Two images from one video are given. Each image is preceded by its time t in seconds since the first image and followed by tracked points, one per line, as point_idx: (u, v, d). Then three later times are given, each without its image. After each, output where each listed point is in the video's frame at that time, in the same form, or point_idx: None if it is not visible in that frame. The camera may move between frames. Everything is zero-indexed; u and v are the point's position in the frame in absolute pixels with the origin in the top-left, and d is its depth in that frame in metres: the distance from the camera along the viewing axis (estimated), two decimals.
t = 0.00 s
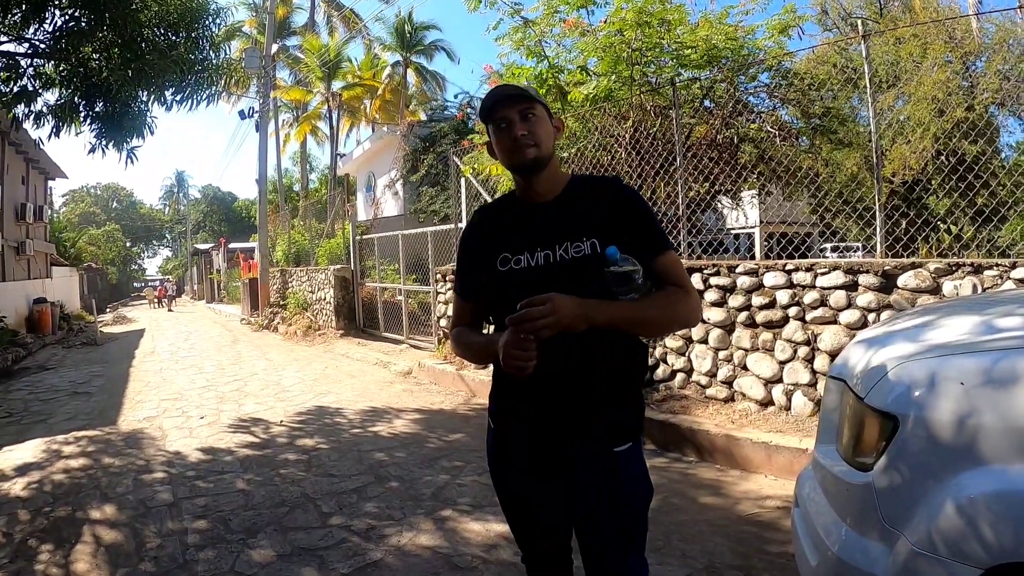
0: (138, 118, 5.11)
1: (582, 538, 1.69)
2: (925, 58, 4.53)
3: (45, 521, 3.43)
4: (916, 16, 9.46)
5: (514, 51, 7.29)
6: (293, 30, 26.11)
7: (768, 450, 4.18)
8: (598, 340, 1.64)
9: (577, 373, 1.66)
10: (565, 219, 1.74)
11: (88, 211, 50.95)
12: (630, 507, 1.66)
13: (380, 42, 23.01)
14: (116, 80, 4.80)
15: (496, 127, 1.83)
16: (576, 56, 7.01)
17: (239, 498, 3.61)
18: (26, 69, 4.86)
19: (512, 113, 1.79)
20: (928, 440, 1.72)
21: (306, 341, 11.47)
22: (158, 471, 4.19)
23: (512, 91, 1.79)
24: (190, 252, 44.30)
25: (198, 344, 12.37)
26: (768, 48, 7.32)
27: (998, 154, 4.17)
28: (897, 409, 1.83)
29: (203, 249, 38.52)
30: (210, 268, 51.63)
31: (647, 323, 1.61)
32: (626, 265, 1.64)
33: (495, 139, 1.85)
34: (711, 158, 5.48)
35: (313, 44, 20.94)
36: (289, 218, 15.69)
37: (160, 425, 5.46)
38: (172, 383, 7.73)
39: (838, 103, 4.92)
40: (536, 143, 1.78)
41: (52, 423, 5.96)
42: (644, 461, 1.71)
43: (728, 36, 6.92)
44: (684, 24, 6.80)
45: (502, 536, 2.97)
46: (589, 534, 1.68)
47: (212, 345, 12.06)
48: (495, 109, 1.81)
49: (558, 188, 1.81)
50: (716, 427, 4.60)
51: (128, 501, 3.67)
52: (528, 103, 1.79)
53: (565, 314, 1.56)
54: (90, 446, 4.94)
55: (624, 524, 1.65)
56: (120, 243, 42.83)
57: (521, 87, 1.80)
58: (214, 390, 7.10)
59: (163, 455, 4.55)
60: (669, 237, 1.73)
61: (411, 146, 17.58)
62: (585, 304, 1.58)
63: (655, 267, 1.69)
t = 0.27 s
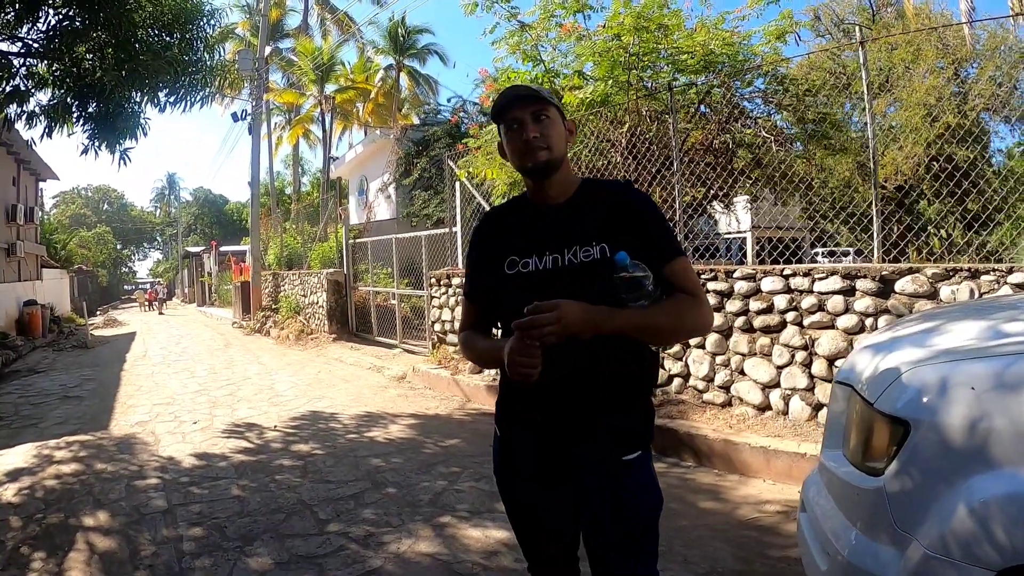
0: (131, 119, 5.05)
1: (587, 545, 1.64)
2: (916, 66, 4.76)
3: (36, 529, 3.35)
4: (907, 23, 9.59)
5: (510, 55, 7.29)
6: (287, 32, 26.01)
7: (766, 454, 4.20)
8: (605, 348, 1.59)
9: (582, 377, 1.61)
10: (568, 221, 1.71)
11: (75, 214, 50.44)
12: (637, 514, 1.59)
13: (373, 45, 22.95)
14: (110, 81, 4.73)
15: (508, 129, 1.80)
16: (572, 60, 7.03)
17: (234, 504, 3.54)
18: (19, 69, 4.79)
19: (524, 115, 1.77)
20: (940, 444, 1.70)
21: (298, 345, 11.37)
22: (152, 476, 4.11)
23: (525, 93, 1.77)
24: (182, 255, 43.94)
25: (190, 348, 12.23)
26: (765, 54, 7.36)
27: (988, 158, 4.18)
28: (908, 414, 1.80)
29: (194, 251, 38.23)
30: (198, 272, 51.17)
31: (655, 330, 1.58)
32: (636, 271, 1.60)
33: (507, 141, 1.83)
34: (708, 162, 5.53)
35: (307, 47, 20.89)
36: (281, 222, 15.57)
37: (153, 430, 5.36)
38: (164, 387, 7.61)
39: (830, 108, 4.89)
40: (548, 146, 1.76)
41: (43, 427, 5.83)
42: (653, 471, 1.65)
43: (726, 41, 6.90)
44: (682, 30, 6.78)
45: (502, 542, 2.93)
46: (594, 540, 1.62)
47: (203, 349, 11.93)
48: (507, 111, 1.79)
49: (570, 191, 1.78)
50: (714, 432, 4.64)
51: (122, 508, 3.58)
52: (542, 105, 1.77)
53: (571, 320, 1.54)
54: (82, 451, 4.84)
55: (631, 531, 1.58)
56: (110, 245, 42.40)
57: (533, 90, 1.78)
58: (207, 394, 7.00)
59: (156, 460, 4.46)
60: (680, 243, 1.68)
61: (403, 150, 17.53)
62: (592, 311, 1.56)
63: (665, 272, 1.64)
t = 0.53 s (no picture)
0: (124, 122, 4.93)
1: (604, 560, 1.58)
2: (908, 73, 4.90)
3: (31, 538, 3.23)
4: (901, 31, 9.71)
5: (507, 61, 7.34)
6: (279, 35, 25.86)
7: (766, 460, 4.22)
8: (620, 363, 1.53)
9: (599, 392, 1.56)
10: (582, 233, 1.67)
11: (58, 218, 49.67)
12: (652, 526, 1.53)
13: (364, 49, 22.86)
14: (103, 82, 4.64)
15: (524, 139, 1.75)
16: (569, 65, 7.03)
17: (232, 513, 3.44)
18: (12, 69, 4.71)
19: (540, 124, 1.72)
20: (951, 449, 1.68)
21: (290, 350, 11.21)
22: (147, 484, 3.99)
23: (542, 102, 1.73)
24: (174, 255, 43.47)
25: (180, 352, 12.03)
26: (762, 62, 7.41)
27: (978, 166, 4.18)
28: (921, 422, 1.78)
29: (182, 255, 37.81)
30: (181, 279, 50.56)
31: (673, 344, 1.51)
32: (652, 284, 1.53)
33: (522, 151, 1.78)
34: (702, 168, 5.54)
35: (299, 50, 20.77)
36: (271, 226, 15.42)
37: (146, 436, 5.23)
38: (156, 392, 7.46)
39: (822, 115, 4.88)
40: (564, 157, 1.70)
41: (34, 432, 5.68)
42: (666, 481, 1.59)
43: (723, 49, 6.97)
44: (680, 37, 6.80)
45: (508, 550, 2.88)
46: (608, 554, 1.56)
47: (193, 353, 11.73)
48: (524, 121, 1.74)
49: (586, 202, 1.74)
50: (713, 438, 4.65)
51: (117, 516, 3.47)
52: (559, 115, 1.72)
53: (588, 333, 1.48)
54: (75, 458, 4.70)
55: (644, 542, 1.52)
56: (99, 247, 41.85)
57: (549, 99, 1.74)
58: (200, 399, 6.86)
59: (151, 467, 4.34)
60: (692, 254, 1.64)
61: (395, 154, 17.43)
62: (608, 324, 1.50)
63: (680, 286, 1.59)
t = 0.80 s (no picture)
0: (122, 123, 4.84)
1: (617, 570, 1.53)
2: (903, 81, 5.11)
3: (29, 545, 3.15)
4: (896, 40, 9.86)
5: (506, 68, 7.33)
6: (274, 38, 25.79)
7: (766, 465, 4.21)
8: (631, 372, 1.51)
9: (612, 403, 1.52)
10: (593, 244, 1.63)
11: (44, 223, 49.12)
12: (664, 533, 1.48)
13: (359, 54, 22.82)
14: (101, 84, 4.59)
15: (536, 152, 1.73)
16: (569, 71, 7.06)
17: (234, 519, 3.37)
18: (9, 70, 4.65)
19: (552, 137, 1.69)
20: (958, 452, 1.66)
21: (285, 355, 11.09)
22: (146, 490, 3.90)
23: (554, 115, 1.71)
24: (165, 259, 43.12)
25: (174, 356, 11.89)
26: (760, 71, 7.46)
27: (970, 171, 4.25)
28: (929, 428, 1.76)
29: (174, 258, 37.46)
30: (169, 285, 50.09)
31: (684, 353, 1.48)
32: (665, 296, 1.52)
33: (534, 164, 1.75)
34: (700, 175, 5.53)
35: (297, 54, 20.71)
36: (267, 230, 15.31)
37: (143, 442, 5.13)
38: (152, 397, 7.34)
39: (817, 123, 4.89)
40: (577, 169, 1.68)
41: (30, 436, 5.57)
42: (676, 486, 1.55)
43: (722, 58, 6.91)
44: (679, 46, 6.82)
45: (513, 556, 2.83)
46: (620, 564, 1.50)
47: (187, 357, 11.59)
48: (537, 133, 1.72)
49: (598, 214, 1.70)
50: (714, 444, 4.64)
51: (117, 523, 3.39)
52: (572, 128, 1.70)
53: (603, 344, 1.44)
54: (72, 463, 4.60)
55: (657, 548, 1.47)
56: (93, 251, 41.47)
57: (561, 111, 1.71)
58: (196, 404, 6.75)
59: (150, 473, 4.26)
60: (702, 263, 1.61)
61: (391, 159, 17.38)
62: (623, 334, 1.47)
63: (691, 296, 1.56)
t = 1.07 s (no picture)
0: (123, 125, 4.80)
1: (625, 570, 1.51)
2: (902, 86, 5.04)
3: (33, 546, 3.12)
4: (894, 43, 9.91)
5: (507, 71, 7.33)
6: (274, 40, 25.77)
7: (768, 466, 4.20)
8: (637, 370, 1.49)
9: (619, 404, 1.51)
10: (599, 246, 1.61)
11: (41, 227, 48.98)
12: (670, 530, 1.46)
13: (359, 56, 22.81)
14: (104, 85, 4.58)
15: (544, 156, 1.71)
16: (570, 74, 7.07)
17: (238, 521, 3.34)
18: (10, 70, 4.62)
19: (560, 142, 1.68)
20: (961, 449, 1.65)
21: (285, 357, 11.04)
22: (150, 492, 3.87)
23: (561, 121, 1.69)
24: (164, 262, 43.06)
25: (174, 358, 11.84)
26: (761, 75, 7.48)
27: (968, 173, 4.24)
28: (933, 426, 1.75)
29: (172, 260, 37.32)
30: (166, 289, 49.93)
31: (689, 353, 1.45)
32: (671, 296, 1.50)
33: (542, 170, 1.73)
34: (700, 178, 5.54)
35: (296, 56, 20.63)
36: (266, 232, 15.28)
37: (146, 443, 5.10)
38: (153, 398, 7.29)
39: (814, 125, 4.95)
40: (585, 174, 1.66)
41: (31, 438, 5.52)
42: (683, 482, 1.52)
43: (724, 62, 6.99)
44: (681, 50, 6.81)
45: (519, 557, 2.81)
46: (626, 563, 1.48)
47: (187, 359, 11.53)
48: (545, 139, 1.71)
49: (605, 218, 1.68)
50: (716, 445, 4.62)
51: (121, 524, 3.35)
52: (579, 133, 1.69)
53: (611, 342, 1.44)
54: (75, 465, 4.56)
55: (663, 546, 1.44)
56: (92, 252, 41.32)
57: (570, 116, 1.70)
58: (198, 406, 6.71)
59: (152, 474, 4.22)
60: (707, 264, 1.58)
61: (391, 161, 17.36)
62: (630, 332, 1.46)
63: (696, 296, 1.53)
